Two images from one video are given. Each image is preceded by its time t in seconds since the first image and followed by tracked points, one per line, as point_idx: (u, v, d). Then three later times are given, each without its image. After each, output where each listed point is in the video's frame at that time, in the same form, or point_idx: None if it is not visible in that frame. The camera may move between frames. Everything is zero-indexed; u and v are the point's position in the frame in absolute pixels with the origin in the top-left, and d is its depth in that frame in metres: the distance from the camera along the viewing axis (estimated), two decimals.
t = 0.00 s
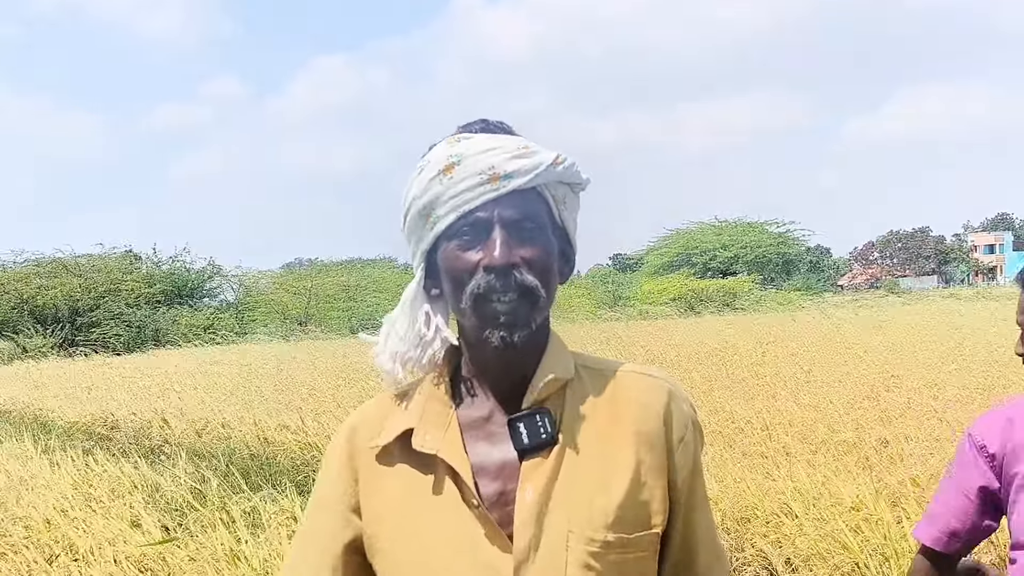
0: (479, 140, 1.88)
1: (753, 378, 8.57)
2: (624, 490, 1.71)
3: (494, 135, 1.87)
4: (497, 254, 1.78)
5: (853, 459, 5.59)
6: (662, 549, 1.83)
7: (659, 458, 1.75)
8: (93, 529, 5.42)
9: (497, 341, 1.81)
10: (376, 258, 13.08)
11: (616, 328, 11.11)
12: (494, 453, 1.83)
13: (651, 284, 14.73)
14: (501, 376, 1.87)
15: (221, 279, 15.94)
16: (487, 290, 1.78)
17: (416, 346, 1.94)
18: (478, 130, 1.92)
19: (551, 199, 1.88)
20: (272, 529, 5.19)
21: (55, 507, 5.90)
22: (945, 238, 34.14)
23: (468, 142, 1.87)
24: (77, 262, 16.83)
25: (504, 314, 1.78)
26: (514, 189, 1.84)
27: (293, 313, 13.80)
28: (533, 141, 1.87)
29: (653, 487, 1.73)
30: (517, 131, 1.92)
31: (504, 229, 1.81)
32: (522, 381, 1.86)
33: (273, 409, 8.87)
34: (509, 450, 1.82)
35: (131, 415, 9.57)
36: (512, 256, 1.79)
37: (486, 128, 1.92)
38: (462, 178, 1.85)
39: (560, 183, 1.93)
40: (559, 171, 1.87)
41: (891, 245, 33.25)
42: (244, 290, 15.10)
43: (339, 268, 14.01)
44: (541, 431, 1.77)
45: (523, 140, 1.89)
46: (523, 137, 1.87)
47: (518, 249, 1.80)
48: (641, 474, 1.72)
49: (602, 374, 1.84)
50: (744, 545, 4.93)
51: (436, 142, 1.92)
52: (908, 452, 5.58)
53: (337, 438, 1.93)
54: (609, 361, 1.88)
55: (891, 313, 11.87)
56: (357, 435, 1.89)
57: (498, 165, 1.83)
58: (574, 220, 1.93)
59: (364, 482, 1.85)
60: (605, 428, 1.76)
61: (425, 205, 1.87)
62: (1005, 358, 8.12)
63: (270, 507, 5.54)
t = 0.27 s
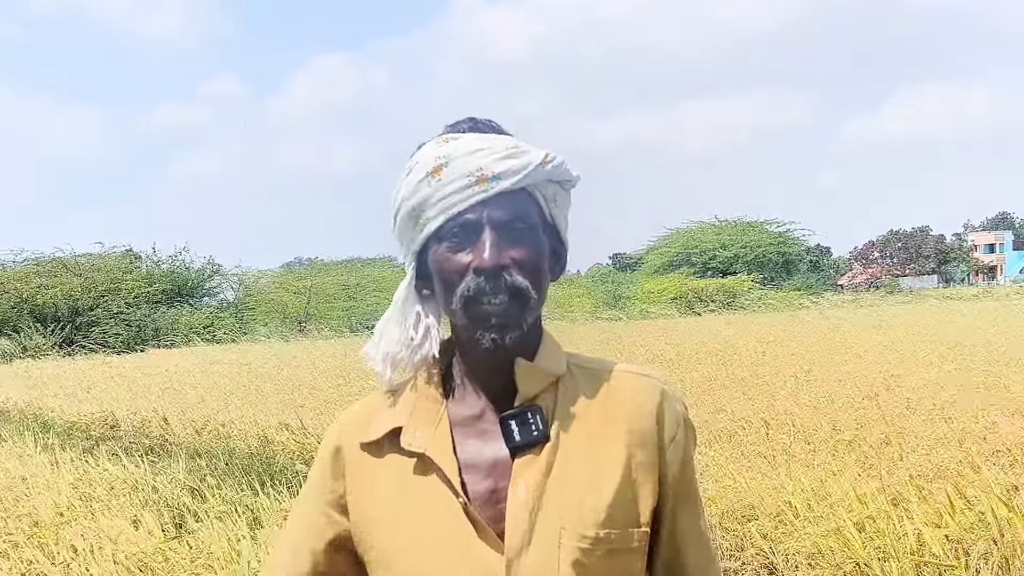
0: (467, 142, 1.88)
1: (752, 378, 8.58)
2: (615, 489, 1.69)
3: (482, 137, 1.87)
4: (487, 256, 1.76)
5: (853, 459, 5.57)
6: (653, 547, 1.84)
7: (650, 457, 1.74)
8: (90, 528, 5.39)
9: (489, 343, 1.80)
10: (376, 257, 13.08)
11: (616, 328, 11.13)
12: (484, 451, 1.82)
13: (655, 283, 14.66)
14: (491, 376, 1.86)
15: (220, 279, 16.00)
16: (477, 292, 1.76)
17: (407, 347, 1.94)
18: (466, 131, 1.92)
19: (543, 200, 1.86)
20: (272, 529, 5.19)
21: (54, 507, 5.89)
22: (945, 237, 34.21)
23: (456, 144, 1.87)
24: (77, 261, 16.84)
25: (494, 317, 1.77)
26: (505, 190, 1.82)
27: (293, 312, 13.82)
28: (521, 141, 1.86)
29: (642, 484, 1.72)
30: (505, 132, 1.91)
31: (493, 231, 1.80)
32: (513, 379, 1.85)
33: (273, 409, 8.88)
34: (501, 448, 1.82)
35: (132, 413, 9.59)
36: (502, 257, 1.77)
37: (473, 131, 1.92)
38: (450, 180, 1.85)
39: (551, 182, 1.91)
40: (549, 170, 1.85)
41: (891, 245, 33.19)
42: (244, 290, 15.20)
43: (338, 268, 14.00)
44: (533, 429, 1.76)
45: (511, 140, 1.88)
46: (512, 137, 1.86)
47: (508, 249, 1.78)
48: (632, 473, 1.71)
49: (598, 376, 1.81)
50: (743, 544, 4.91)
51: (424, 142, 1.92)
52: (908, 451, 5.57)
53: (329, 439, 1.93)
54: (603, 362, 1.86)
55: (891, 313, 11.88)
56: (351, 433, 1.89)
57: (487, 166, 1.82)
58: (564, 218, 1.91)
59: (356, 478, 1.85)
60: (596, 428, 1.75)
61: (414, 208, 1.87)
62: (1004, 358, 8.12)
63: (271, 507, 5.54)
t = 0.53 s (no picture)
0: (462, 138, 1.87)
1: (752, 378, 8.59)
2: (610, 487, 1.69)
3: (477, 134, 1.86)
4: (482, 253, 1.76)
5: (854, 459, 5.56)
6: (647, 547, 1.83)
7: (645, 457, 1.73)
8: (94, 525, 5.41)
9: (482, 342, 1.79)
10: (377, 258, 13.15)
11: (616, 329, 11.19)
12: (480, 451, 1.80)
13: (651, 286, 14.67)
14: (485, 374, 1.85)
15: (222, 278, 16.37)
16: (473, 289, 1.76)
17: (402, 344, 1.93)
18: (461, 127, 1.91)
19: (537, 197, 1.86)
20: (273, 526, 5.21)
21: (54, 506, 5.87)
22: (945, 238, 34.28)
23: (451, 140, 1.86)
24: (78, 261, 16.88)
25: (490, 314, 1.77)
26: (500, 187, 1.81)
27: (294, 311, 13.90)
28: (516, 138, 1.85)
29: (637, 484, 1.72)
30: (500, 128, 1.90)
31: (488, 228, 1.79)
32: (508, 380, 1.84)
33: (274, 408, 8.91)
34: (496, 447, 1.79)
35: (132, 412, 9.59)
36: (497, 255, 1.76)
37: (467, 126, 1.91)
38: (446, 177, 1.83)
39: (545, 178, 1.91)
40: (543, 168, 1.85)
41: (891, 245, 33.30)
42: (245, 289, 15.50)
43: (339, 268, 14.10)
44: (528, 429, 1.74)
45: (506, 137, 1.87)
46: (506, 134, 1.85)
47: (503, 247, 1.78)
48: (627, 471, 1.71)
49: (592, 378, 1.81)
50: (743, 544, 4.86)
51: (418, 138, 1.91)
52: (908, 450, 5.57)
53: (330, 438, 1.89)
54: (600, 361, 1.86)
55: (891, 312, 11.89)
56: (346, 433, 1.87)
57: (481, 163, 1.81)
58: (558, 216, 1.91)
59: (355, 480, 1.83)
60: (591, 426, 1.74)
61: (410, 204, 1.86)
62: (1004, 357, 8.14)
63: (271, 506, 5.57)
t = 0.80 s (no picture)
0: (457, 138, 1.87)
1: (752, 377, 8.58)
2: (607, 489, 1.69)
3: (472, 134, 1.86)
4: (478, 254, 1.76)
5: (853, 459, 5.55)
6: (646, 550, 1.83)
7: (642, 458, 1.74)
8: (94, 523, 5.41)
9: (480, 341, 1.80)
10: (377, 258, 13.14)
11: (616, 328, 11.18)
12: (475, 451, 1.80)
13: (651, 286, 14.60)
14: (481, 371, 1.85)
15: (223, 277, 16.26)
16: (468, 291, 1.76)
17: (398, 342, 1.93)
18: (456, 125, 1.91)
19: (533, 195, 1.86)
20: (273, 527, 5.21)
21: (53, 505, 5.86)
22: (945, 237, 34.26)
23: (446, 140, 1.86)
24: (79, 259, 16.86)
25: (485, 315, 1.77)
26: (495, 187, 1.81)
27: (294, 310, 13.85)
28: (510, 137, 1.85)
29: (634, 485, 1.72)
30: (495, 128, 1.90)
31: (484, 228, 1.79)
32: (503, 379, 1.84)
33: (274, 407, 8.90)
34: (492, 447, 1.79)
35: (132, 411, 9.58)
36: (493, 256, 1.76)
37: (462, 125, 1.91)
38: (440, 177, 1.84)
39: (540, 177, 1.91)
40: (539, 166, 1.85)
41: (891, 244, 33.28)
42: (246, 288, 15.44)
43: (339, 268, 14.06)
44: (525, 430, 1.75)
45: (500, 136, 1.87)
46: (501, 133, 1.85)
47: (498, 248, 1.78)
48: (624, 473, 1.72)
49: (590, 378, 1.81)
50: (742, 543, 4.85)
51: (413, 138, 1.91)
52: (908, 450, 5.56)
53: (323, 436, 1.88)
54: (598, 361, 1.86)
55: (891, 312, 11.87)
56: (342, 430, 1.86)
57: (476, 163, 1.81)
58: (554, 215, 1.91)
59: (351, 478, 1.82)
60: (588, 426, 1.75)
61: (405, 205, 1.86)
62: (1005, 357, 8.12)
63: (271, 506, 5.56)
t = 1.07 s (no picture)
0: (462, 133, 1.86)
1: (752, 377, 8.57)
2: (606, 487, 1.69)
3: (478, 130, 1.85)
4: (476, 251, 1.75)
5: (852, 458, 5.55)
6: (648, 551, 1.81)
7: (641, 456, 1.74)
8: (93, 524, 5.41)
9: (473, 341, 1.81)
10: (377, 257, 13.16)
11: (615, 329, 11.21)
12: (473, 449, 1.79)
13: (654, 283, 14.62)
14: (477, 370, 1.84)
15: (222, 277, 16.23)
16: (465, 288, 1.76)
17: (394, 336, 1.91)
18: (463, 121, 1.91)
19: (535, 194, 1.85)
20: (271, 525, 5.21)
21: (52, 504, 5.85)
22: (945, 237, 34.28)
23: (452, 135, 1.85)
24: (78, 258, 16.86)
25: (481, 313, 1.77)
26: (497, 185, 1.80)
27: (294, 311, 13.86)
28: (516, 135, 1.84)
29: (633, 485, 1.72)
30: (503, 125, 1.89)
31: (484, 226, 1.79)
32: (500, 378, 1.84)
33: (273, 407, 8.91)
34: (489, 445, 1.78)
35: (131, 409, 9.59)
36: (491, 254, 1.76)
37: (469, 120, 1.90)
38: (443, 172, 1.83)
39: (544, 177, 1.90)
40: (542, 167, 1.84)
41: (892, 243, 33.27)
42: (245, 288, 15.39)
43: (338, 267, 14.07)
44: (523, 428, 1.75)
45: (506, 133, 1.86)
46: (507, 130, 1.84)
47: (497, 246, 1.77)
48: (624, 471, 1.71)
49: (587, 376, 1.82)
50: (742, 543, 4.82)
51: (418, 131, 1.91)
52: (907, 450, 5.57)
53: (318, 434, 1.87)
54: (596, 360, 1.86)
55: (891, 312, 11.86)
56: (339, 429, 1.85)
57: (479, 160, 1.81)
58: (556, 216, 1.90)
59: (348, 477, 1.81)
60: (586, 425, 1.75)
61: (407, 197, 1.86)
62: (1005, 357, 8.12)
63: (270, 505, 5.56)
